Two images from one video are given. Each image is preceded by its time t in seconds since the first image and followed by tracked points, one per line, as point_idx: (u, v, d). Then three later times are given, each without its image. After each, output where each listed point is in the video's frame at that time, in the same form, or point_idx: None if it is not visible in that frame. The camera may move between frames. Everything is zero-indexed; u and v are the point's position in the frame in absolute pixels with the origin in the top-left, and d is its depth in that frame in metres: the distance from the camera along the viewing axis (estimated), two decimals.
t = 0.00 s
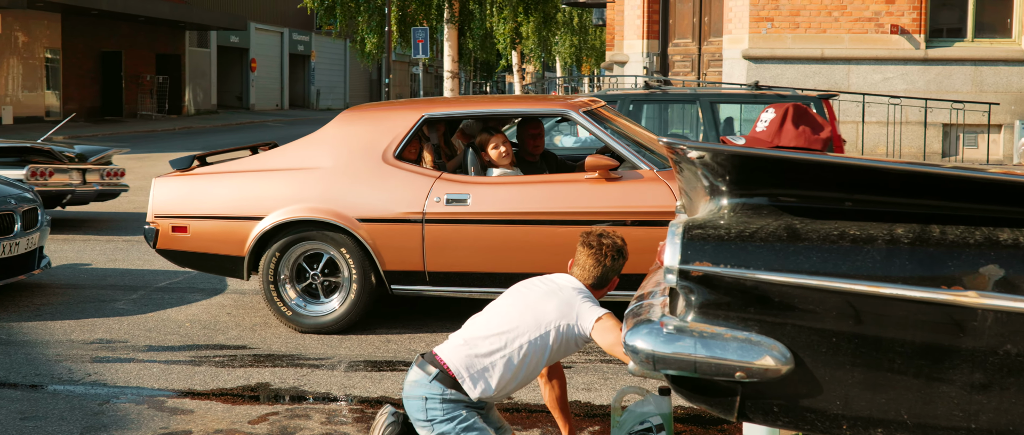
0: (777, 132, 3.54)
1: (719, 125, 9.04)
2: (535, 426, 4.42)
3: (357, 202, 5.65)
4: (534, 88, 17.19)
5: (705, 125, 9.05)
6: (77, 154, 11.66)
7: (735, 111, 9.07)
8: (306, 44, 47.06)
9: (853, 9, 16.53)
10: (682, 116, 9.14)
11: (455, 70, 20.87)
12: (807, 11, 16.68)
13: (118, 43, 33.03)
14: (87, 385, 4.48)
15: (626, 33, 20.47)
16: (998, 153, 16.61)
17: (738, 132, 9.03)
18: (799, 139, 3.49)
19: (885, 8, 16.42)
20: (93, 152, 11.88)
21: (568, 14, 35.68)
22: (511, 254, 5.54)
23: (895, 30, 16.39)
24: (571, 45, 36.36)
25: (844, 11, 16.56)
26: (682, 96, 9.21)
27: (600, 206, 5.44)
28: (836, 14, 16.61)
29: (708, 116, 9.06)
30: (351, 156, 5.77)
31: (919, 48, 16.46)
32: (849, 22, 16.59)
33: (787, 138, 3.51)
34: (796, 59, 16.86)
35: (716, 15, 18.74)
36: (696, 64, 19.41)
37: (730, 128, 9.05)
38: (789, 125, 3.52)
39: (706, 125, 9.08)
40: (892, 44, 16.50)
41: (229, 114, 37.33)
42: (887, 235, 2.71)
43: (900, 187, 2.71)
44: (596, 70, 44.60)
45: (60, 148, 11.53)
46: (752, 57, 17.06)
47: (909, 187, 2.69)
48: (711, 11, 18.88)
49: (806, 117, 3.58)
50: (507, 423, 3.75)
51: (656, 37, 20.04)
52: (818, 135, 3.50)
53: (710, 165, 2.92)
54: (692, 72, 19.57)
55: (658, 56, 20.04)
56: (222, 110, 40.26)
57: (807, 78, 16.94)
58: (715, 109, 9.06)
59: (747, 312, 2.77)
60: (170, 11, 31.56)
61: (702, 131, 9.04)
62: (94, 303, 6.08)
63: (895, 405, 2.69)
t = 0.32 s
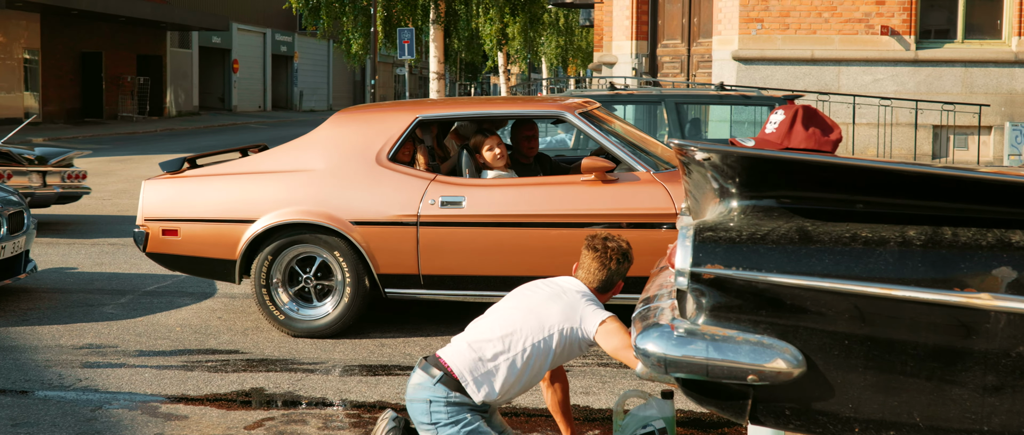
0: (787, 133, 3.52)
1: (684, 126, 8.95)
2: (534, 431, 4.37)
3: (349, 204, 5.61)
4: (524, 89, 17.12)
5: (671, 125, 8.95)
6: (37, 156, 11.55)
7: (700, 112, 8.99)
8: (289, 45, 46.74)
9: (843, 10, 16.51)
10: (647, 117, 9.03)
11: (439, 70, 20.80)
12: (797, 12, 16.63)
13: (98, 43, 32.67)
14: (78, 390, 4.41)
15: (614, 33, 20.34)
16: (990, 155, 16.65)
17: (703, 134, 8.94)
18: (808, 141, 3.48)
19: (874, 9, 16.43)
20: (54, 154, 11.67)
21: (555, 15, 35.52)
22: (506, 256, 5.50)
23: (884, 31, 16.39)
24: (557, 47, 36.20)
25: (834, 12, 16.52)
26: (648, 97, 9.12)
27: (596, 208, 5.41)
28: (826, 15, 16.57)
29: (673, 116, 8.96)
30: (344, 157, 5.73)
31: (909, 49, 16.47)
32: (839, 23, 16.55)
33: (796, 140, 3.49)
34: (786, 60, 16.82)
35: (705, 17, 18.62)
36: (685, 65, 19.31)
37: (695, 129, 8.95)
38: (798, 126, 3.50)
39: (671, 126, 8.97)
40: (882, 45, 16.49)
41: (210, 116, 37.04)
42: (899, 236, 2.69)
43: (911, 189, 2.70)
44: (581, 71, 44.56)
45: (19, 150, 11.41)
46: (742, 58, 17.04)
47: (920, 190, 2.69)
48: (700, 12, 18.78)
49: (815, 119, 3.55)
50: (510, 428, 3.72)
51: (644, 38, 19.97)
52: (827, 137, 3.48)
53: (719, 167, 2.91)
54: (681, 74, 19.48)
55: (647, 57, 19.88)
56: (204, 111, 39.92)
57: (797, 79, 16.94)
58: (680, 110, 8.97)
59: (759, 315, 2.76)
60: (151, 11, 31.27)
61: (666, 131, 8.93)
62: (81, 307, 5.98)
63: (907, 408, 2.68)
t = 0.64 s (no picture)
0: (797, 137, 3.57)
1: (649, 128, 8.97)
2: None
3: (342, 207, 5.59)
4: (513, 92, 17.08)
5: (635, 127, 8.98)
6: None
7: (665, 113, 9.00)
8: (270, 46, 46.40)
9: (832, 11, 16.48)
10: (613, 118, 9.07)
11: (425, 72, 20.73)
12: (786, 14, 16.60)
13: (77, 44, 32.29)
14: (68, 397, 4.33)
15: (602, 34, 20.24)
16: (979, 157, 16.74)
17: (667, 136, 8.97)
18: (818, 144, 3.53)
19: (864, 10, 16.41)
20: (10, 157, 11.37)
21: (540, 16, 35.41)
22: (501, 260, 5.48)
23: (874, 33, 16.39)
24: (542, 48, 36.11)
25: (823, 14, 16.51)
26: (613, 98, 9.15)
27: (591, 211, 5.40)
28: (815, 17, 16.55)
29: (637, 117, 8.99)
30: (337, 160, 5.71)
31: (898, 51, 16.50)
32: (828, 25, 16.53)
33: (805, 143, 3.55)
34: (775, 62, 16.75)
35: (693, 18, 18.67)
36: (674, 67, 19.25)
37: (660, 131, 8.98)
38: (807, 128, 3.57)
39: (635, 127, 9.00)
40: (871, 47, 16.51)
41: (190, 118, 36.71)
42: (910, 240, 2.68)
43: (921, 192, 2.70)
44: (565, 73, 44.60)
45: None
46: (731, 60, 16.94)
47: (930, 192, 2.69)
48: (688, 14, 18.83)
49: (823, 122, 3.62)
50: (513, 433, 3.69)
51: (632, 39, 19.97)
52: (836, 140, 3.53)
53: (728, 170, 2.90)
54: (669, 75, 19.40)
55: (635, 59, 19.83)
56: (184, 113, 39.59)
57: (786, 81, 16.83)
58: (645, 112, 9.00)
59: (770, 318, 2.75)
60: (131, 11, 30.95)
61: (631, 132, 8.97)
62: (68, 313, 5.88)
63: (919, 412, 2.67)
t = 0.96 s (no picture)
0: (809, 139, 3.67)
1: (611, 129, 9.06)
2: None
3: (332, 210, 5.54)
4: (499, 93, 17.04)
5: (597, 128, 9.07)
6: None
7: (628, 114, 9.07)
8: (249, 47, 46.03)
9: (819, 12, 16.49)
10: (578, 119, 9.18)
11: (407, 72, 20.67)
12: (773, 14, 16.58)
13: (52, 45, 31.88)
14: (57, 403, 4.25)
15: (588, 35, 20.19)
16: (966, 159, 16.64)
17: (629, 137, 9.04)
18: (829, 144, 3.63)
19: (851, 12, 16.42)
20: None
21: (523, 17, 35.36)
22: (494, 263, 5.46)
23: (861, 34, 16.42)
24: (524, 49, 36.08)
25: (810, 15, 16.50)
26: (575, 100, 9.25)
27: (584, 214, 5.38)
28: (802, 18, 16.54)
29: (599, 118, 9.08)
30: (327, 163, 5.67)
31: (885, 53, 16.49)
32: (815, 26, 16.52)
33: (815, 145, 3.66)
34: (762, 64, 16.74)
35: (680, 20, 18.75)
36: (659, 68, 19.35)
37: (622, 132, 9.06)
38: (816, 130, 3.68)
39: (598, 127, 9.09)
40: (859, 48, 16.51)
41: (167, 120, 36.35)
42: (919, 241, 2.67)
43: (930, 193, 2.70)
44: (547, 74, 44.59)
45: None
46: (717, 62, 16.90)
47: (939, 194, 2.68)
48: (674, 15, 18.89)
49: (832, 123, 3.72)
50: None
51: (617, 41, 19.96)
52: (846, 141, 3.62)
53: (737, 173, 2.88)
54: (655, 77, 19.49)
55: (620, 60, 19.88)
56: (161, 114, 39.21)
57: (773, 82, 16.80)
58: (607, 112, 9.08)
59: (779, 321, 2.74)
60: (107, 11, 30.58)
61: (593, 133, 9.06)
62: (52, 317, 5.78)
63: (928, 413, 2.67)
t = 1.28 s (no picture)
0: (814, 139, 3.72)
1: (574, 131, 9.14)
2: None
3: (321, 212, 5.49)
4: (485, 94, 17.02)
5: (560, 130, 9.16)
6: None
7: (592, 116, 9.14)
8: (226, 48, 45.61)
9: (804, 13, 16.44)
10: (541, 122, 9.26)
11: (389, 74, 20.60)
12: (758, 15, 16.54)
13: (26, 45, 31.45)
14: (43, 409, 4.16)
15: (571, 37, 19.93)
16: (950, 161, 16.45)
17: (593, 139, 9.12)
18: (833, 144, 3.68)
19: (837, 12, 16.37)
20: None
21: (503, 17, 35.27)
22: (484, 265, 5.42)
23: (847, 35, 16.35)
24: (505, 50, 36.00)
25: (796, 16, 16.46)
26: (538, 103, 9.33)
27: (576, 216, 5.37)
28: (787, 19, 16.50)
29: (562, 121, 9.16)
30: (315, 165, 5.62)
31: (870, 54, 16.45)
32: (800, 26, 16.48)
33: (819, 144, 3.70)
34: (747, 64, 16.70)
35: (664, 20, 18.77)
36: (644, 69, 19.41)
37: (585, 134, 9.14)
38: (820, 130, 3.73)
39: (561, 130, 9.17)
40: (844, 50, 16.46)
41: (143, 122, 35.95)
42: (927, 241, 2.67)
43: (936, 192, 2.69)
44: (526, 75, 44.58)
45: None
46: (702, 63, 16.90)
47: (945, 193, 2.68)
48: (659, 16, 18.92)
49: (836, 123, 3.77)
50: None
51: (601, 41, 19.93)
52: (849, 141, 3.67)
53: (742, 172, 2.87)
54: (639, 77, 19.56)
55: (605, 61, 19.87)
56: (137, 116, 38.78)
57: (758, 83, 16.76)
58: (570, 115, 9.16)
59: (787, 321, 2.72)
60: (83, 11, 30.22)
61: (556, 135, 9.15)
62: (34, 322, 5.67)
63: (936, 414, 2.66)
